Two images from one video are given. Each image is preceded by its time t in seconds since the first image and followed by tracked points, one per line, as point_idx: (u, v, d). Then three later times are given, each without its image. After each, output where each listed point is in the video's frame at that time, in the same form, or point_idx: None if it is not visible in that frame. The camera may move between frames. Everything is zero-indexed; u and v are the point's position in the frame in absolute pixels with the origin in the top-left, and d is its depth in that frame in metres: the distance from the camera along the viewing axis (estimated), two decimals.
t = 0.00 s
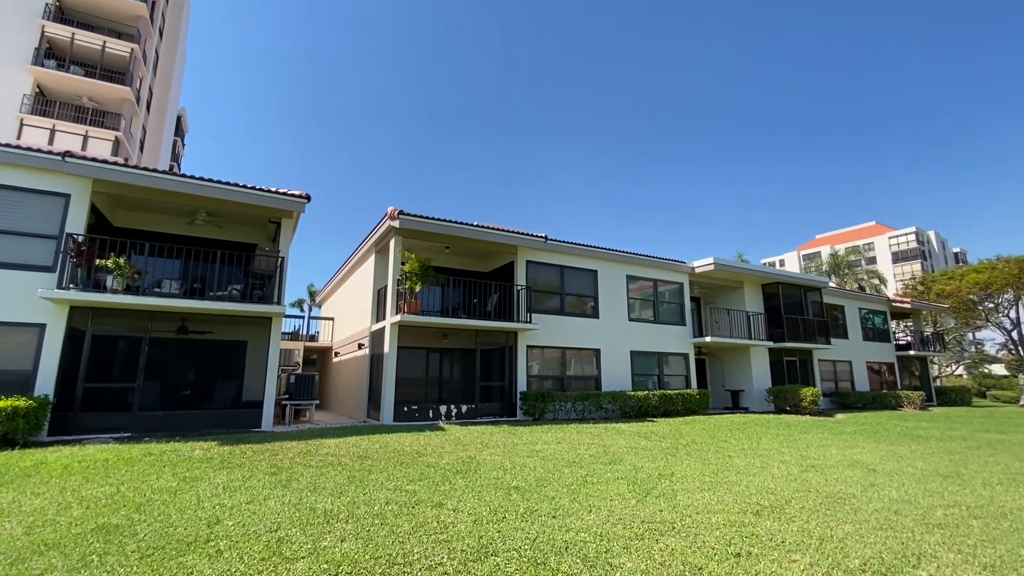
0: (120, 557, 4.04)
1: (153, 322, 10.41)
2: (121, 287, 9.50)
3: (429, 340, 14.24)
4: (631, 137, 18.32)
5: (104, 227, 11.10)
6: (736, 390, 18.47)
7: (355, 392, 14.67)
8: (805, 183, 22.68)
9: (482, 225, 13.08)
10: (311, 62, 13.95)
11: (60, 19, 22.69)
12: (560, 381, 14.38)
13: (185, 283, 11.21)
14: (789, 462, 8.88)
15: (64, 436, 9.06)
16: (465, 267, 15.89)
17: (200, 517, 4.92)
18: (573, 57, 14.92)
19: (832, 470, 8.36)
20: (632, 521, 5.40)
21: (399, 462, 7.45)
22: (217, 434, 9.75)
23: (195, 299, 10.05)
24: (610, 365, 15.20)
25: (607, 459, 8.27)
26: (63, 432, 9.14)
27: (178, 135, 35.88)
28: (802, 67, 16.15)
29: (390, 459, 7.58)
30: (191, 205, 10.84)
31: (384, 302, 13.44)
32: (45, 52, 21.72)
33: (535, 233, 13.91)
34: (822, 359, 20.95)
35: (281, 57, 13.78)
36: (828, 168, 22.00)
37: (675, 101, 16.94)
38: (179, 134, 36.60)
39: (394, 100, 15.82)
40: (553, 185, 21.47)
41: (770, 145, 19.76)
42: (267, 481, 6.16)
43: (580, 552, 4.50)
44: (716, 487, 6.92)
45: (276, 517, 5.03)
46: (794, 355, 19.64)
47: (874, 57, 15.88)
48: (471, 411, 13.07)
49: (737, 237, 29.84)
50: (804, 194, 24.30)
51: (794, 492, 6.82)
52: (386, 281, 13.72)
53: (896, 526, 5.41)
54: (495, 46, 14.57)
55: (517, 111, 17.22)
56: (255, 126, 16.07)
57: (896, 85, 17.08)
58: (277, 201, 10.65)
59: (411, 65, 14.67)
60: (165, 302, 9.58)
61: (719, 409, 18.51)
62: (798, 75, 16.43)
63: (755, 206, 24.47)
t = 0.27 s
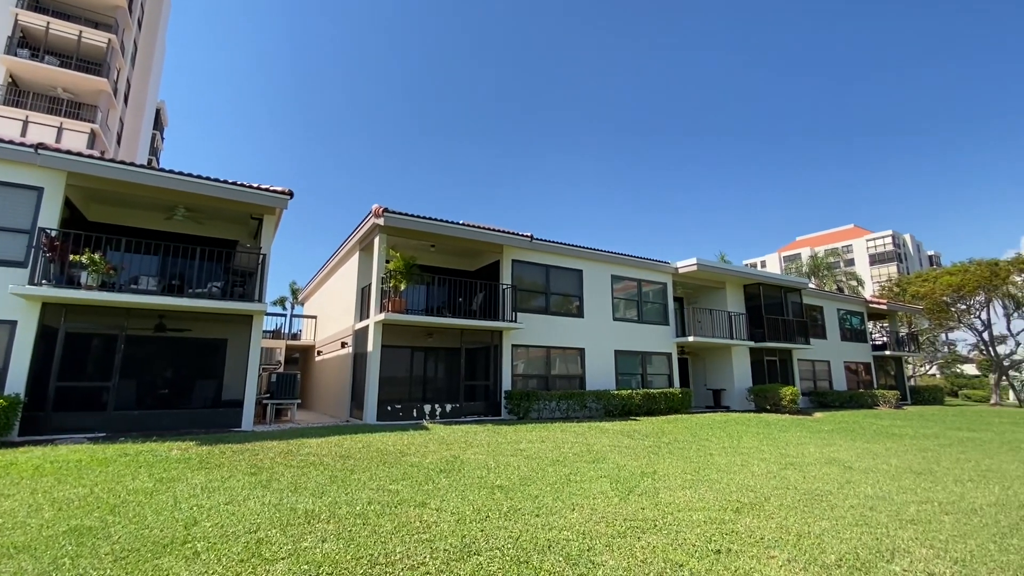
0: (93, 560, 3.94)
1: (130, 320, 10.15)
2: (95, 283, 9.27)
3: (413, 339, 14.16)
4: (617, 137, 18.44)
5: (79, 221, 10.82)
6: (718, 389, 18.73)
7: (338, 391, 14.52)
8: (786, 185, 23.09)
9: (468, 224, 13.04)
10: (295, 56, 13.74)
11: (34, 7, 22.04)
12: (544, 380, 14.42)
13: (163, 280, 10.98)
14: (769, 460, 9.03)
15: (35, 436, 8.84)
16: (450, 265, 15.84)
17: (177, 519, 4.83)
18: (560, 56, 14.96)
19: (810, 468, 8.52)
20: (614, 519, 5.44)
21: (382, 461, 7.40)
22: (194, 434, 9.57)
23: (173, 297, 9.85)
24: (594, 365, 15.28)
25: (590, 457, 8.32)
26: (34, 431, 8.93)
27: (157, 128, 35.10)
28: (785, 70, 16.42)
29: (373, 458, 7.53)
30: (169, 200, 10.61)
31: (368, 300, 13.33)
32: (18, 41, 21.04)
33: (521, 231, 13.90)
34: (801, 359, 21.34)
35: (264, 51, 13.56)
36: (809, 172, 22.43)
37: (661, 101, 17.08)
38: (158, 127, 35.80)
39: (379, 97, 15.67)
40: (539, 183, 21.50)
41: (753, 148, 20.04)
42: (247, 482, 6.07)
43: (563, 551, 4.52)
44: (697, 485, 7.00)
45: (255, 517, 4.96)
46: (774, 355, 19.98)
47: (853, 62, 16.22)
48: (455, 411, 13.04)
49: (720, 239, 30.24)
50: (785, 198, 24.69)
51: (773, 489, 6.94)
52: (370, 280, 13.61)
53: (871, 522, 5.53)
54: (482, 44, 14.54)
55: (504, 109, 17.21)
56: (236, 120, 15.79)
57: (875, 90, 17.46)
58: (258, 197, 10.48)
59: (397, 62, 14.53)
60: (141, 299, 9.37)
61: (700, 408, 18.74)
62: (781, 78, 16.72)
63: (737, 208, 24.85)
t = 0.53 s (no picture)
0: (65, 563, 3.84)
1: (105, 317, 9.92)
2: (69, 279, 9.03)
3: (397, 338, 14.06)
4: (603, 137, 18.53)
5: (52, 215, 10.51)
6: (700, 388, 18.97)
7: (321, 391, 14.36)
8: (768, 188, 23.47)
9: (453, 222, 12.99)
10: (279, 50, 13.54)
11: None
12: (529, 379, 14.45)
13: (140, 277, 10.73)
14: (749, 458, 9.18)
15: (6, 436, 8.53)
16: (435, 264, 15.77)
17: (153, 520, 4.73)
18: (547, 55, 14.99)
19: (789, 465, 8.68)
20: (597, 517, 5.48)
21: (365, 461, 7.34)
22: (172, 434, 9.38)
23: (151, 294, 9.64)
24: (579, 364, 15.36)
25: (574, 456, 8.35)
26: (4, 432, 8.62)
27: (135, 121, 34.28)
28: (768, 73, 16.66)
29: (356, 458, 7.46)
30: (147, 194, 10.37)
31: (351, 298, 13.20)
32: None
33: (507, 230, 13.88)
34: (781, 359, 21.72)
35: (246, 43, 13.32)
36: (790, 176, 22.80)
37: (646, 102, 17.22)
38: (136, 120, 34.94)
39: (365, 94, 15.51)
40: (525, 182, 21.51)
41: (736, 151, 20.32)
42: (226, 482, 5.97)
43: (546, 549, 4.53)
44: (679, 482, 7.08)
45: (235, 518, 4.88)
46: (755, 355, 20.30)
47: (834, 67, 16.54)
48: (439, 410, 13.00)
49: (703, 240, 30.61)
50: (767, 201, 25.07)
51: (753, 487, 7.05)
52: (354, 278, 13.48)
53: (847, 518, 5.66)
54: (469, 41, 14.50)
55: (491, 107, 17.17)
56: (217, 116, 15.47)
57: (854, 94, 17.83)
58: (240, 192, 10.30)
59: (383, 58, 14.40)
60: (118, 295, 9.15)
61: (683, 407, 18.94)
62: (764, 82, 16.96)
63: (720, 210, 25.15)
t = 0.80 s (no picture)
0: (35, 567, 3.73)
1: (80, 314, 9.68)
2: (42, 275, 8.79)
3: (382, 336, 13.95)
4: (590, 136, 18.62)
5: (24, 209, 10.22)
6: (683, 387, 19.19)
7: (303, 390, 14.19)
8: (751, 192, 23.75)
9: (439, 220, 12.93)
10: (262, 43, 13.32)
11: None
12: (514, 378, 14.45)
13: (117, 273, 10.49)
14: (730, 456, 9.31)
15: None
16: (420, 262, 15.68)
17: (128, 522, 4.63)
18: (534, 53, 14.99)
19: (769, 463, 8.83)
20: (580, 515, 5.51)
21: (348, 461, 7.28)
22: (150, 433, 9.19)
23: (129, 290, 9.44)
24: (564, 363, 15.41)
25: (558, 455, 8.39)
26: None
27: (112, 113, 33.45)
28: (752, 77, 16.89)
29: (339, 458, 7.40)
30: (124, 188, 10.14)
31: (335, 296, 13.07)
32: None
33: (493, 229, 13.84)
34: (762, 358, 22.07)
35: (229, 35, 13.09)
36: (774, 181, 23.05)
37: (632, 102, 17.33)
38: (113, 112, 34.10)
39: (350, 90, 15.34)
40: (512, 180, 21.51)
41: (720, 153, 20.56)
42: (205, 483, 5.87)
43: (529, 548, 4.54)
44: (661, 481, 7.16)
45: (213, 520, 4.80)
46: (736, 354, 20.60)
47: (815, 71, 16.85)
48: (423, 409, 12.94)
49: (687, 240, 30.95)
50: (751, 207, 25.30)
51: (734, 484, 7.15)
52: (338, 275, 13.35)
53: (824, 514, 5.77)
54: (456, 38, 14.43)
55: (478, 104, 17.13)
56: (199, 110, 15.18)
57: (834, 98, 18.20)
58: (221, 187, 10.15)
59: (369, 54, 14.25)
60: (93, 291, 8.93)
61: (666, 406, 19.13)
62: (749, 85, 17.19)
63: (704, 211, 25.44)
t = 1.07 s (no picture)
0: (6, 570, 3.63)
1: (54, 311, 9.44)
2: (15, 271, 8.55)
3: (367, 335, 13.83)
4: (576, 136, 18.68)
5: None
6: (667, 386, 19.38)
7: (286, 389, 14.02)
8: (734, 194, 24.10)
9: (425, 219, 12.86)
10: (246, 37, 13.11)
11: None
12: (499, 377, 14.45)
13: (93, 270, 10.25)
14: (713, 454, 9.43)
15: None
16: (406, 260, 15.58)
17: (104, 524, 4.53)
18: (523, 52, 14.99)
19: (750, 461, 8.96)
20: (564, 514, 5.53)
21: (331, 460, 7.21)
22: (128, 433, 9.00)
23: (106, 286, 9.23)
24: (549, 362, 15.45)
25: (543, 453, 8.41)
26: None
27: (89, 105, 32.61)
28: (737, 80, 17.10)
29: (321, 458, 7.32)
30: (101, 182, 9.90)
31: (319, 294, 12.93)
32: None
33: (479, 228, 13.81)
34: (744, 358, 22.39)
35: (211, 28, 12.84)
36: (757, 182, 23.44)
37: (619, 103, 17.42)
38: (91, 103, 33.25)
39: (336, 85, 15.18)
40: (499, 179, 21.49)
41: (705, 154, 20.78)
42: (184, 483, 5.77)
43: (512, 547, 4.55)
44: (645, 479, 7.22)
45: (192, 521, 4.71)
46: (719, 354, 20.87)
47: (797, 75, 17.13)
48: (408, 408, 12.88)
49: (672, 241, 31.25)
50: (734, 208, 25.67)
51: (716, 482, 7.25)
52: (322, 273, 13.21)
53: (803, 511, 5.88)
54: (444, 36, 14.36)
55: (465, 102, 17.07)
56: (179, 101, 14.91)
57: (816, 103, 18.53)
58: (202, 183, 9.97)
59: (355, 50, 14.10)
60: (69, 288, 8.72)
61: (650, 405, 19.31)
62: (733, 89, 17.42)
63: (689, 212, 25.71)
